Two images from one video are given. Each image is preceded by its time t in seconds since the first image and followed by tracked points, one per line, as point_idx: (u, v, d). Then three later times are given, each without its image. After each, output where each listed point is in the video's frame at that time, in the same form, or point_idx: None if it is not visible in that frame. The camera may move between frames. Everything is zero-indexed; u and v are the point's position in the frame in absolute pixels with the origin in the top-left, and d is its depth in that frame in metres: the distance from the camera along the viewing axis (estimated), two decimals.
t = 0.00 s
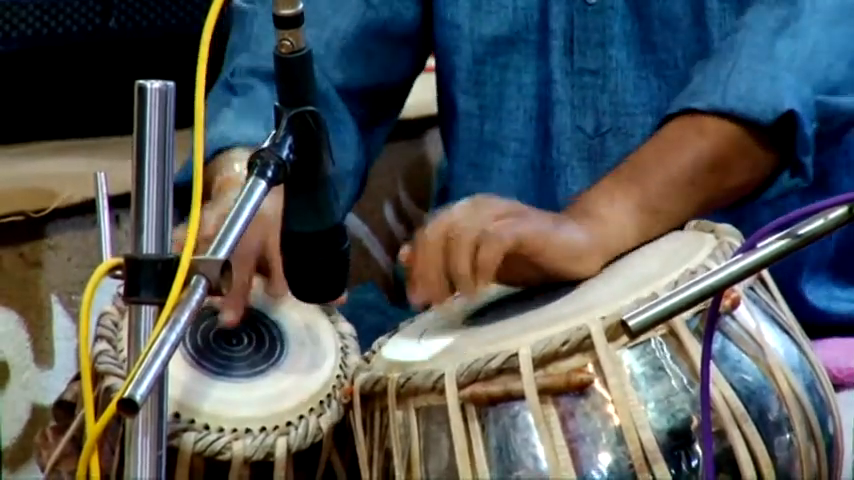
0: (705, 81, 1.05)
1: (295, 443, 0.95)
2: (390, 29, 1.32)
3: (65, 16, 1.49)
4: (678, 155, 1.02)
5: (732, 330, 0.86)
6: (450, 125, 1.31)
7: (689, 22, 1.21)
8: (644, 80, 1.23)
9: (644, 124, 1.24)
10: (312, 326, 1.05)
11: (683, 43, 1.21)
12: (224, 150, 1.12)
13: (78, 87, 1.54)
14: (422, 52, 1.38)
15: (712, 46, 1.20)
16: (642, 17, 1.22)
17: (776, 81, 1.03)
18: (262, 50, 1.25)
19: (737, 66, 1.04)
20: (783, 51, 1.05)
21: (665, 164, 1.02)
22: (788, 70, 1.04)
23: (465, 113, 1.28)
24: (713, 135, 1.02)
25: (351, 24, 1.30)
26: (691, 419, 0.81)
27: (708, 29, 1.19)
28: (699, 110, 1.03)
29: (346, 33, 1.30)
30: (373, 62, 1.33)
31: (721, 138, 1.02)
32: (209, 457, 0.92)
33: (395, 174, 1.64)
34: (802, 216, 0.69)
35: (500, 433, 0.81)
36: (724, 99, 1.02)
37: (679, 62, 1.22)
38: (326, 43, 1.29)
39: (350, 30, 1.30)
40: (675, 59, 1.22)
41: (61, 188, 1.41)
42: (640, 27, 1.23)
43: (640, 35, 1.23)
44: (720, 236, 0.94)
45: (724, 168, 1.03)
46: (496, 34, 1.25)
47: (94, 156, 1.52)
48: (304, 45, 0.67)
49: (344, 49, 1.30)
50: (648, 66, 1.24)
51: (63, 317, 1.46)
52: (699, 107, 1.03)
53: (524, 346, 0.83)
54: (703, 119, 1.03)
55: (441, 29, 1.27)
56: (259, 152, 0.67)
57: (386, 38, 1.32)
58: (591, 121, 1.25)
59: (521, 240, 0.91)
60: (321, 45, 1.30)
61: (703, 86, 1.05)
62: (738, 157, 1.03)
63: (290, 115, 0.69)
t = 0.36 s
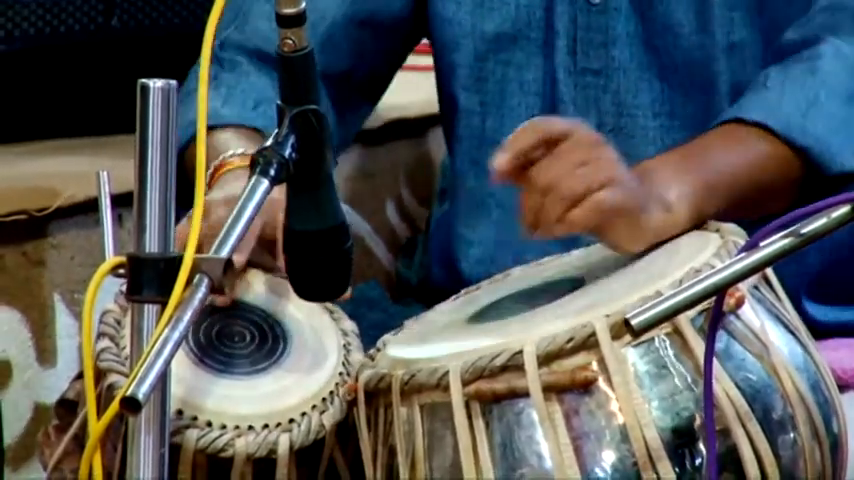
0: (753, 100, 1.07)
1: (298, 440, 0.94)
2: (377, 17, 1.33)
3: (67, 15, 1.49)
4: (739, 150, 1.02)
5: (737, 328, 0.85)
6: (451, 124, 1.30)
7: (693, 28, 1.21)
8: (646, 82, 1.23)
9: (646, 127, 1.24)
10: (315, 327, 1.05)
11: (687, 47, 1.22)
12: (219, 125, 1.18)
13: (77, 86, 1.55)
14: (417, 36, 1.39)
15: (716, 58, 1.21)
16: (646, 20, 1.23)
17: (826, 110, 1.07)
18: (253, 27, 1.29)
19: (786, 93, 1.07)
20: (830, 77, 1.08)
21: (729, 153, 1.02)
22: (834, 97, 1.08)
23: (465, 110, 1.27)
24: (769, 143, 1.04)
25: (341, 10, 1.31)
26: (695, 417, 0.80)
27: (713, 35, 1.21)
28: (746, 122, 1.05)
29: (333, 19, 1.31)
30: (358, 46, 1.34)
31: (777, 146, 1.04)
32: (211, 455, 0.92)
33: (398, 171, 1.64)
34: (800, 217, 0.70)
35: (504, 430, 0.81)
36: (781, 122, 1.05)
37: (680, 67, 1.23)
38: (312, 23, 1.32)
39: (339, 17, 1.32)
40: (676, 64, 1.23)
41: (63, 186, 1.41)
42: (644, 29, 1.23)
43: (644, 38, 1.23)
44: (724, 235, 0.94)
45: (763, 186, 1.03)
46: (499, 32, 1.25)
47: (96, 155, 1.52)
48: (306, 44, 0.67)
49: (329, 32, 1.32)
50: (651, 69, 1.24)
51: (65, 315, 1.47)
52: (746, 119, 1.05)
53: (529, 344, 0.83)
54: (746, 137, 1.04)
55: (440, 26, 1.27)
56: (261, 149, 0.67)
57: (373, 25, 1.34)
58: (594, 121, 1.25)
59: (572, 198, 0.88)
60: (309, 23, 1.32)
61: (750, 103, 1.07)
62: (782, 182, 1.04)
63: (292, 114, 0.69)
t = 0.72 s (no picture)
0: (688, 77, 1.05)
1: (301, 439, 0.95)
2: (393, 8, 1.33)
3: (70, 12, 1.51)
4: (675, 141, 1.02)
5: (739, 327, 0.85)
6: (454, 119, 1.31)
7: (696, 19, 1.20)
8: (651, 77, 1.22)
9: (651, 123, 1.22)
10: (318, 325, 1.05)
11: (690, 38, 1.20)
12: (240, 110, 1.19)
13: (79, 84, 1.56)
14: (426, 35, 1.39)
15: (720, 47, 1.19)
16: (650, 16, 1.21)
17: (753, 66, 1.03)
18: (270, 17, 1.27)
19: (715, 58, 1.05)
20: (759, 40, 1.05)
21: (654, 154, 1.02)
22: (763, 55, 1.04)
23: (470, 107, 1.28)
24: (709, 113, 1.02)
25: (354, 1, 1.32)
26: (698, 417, 0.80)
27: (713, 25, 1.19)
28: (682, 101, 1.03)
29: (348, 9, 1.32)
30: (373, 36, 1.34)
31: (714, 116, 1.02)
32: (215, 454, 0.92)
33: (400, 170, 1.65)
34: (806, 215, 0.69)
35: (506, 430, 0.81)
36: (706, 88, 1.03)
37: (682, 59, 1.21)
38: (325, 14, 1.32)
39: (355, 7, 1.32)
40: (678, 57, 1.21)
41: (64, 185, 1.42)
42: (648, 24, 1.22)
43: (648, 33, 1.22)
44: (726, 233, 0.94)
45: (715, 159, 1.03)
46: (504, 29, 1.26)
47: (99, 152, 1.52)
48: (311, 42, 0.67)
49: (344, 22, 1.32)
50: (654, 64, 1.22)
51: (69, 315, 1.46)
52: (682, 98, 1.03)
53: (531, 343, 0.83)
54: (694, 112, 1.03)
55: (447, 23, 1.28)
56: (266, 148, 0.67)
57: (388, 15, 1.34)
58: (598, 117, 1.24)
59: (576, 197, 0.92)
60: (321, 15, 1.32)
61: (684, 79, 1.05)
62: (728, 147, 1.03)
63: (296, 112, 0.69)
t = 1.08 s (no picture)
0: (722, 79, 1.07)
1: (303, 439, 0.95)
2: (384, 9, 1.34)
3: (70, 12, 1.51)
4: (703, 142, 1.04)
5: (740, 326, 0.85)
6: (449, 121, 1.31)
7: (702, 24, 1.21)
8: (652, 80, 1.23)
9: (651, 125, 1.23)
10: (318, 325, 1.05)
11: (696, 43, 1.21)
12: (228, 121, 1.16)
13: (79, 84, 1.56)
14: (418, 35, 1.40)
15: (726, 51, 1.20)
16: (653, 18, 1.22)
17: (792, 80, 1.04)
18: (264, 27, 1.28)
19: (753, 65, 1.06)
20: (803, 54, 1.06)
21: (680, 155, 1.04)
22: (805, 69, 1.05)
23: (466, 109, 1.28)
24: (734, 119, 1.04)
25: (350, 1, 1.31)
26: (698, 416, 0.80)
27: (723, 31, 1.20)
28: (714, 106, 1.05)
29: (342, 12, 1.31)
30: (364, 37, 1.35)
31: (742, 125, 1.04)
32: (216, 453, 0.92)
33: (401, 169, 1.64)
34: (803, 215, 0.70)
35: (507, 430, 0.81)
36: (740, 96, 1.04)
37: (688, 63, 1.22)
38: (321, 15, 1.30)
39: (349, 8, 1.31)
40: (684, 62, 1.22)
41: (65, 185, 1.42)
42: (651, 28, 1.23)
43: (650, 36, 1.23)
44: (727, 232, 0.94)
45: (736, 166, 1.05)
46: (501, 30, 1.26)
47: (99, 152, 1.52)
48: (311, 41, 0.67)
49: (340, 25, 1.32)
50: (656, 66, 1.23)
51: (70, 314, 1.47)
52: (713, 103, 1.05)
53: (532, 342, 0.83)
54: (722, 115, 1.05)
55: (441, 24, 1.27)
56: (266, 147, 0.67)
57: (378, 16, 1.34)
58: (598, 119, 1.24)
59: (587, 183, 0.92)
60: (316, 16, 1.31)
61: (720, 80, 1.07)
62: (755, 154, 1.05)
63: (296, 112, 0.69)
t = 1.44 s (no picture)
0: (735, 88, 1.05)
1: (302, 440, 0.94)
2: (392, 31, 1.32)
3: (71, 12, 1.51)
4: (715, 141, 1.04)
5: (739, 326, 0.86)
6: (473, 130, 1.30)
7: (708, 24, 1.21)
8: (663, 83, 1.24)
9: (663, 128, 1.24)
10: (319, 326, 1.05)
11: (701, 43, 1.22)
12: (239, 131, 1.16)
13: (80, 85, 1.56)
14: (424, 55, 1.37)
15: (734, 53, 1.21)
16: (663, 20, 1.22)
17: (801, 101, 1.03)
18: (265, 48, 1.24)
19: (764, 77, 1.05)
20: (809, 70, 1.06)
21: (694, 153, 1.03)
22: (811, 90, 1.05)
23: (487, 118, 1.27)
24: (745, 133, 1.04)
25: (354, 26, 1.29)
26: (697, 416, 0.81)
27: (729, 30, 1.21)
28: (722, 113, 1.04)
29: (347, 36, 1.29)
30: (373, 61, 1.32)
31: (753, 140, 1.04)
32: (216, 453, 0.92)
33: (401, 170, 1.66)
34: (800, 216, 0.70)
35: (507, 430, 0.81)
36: (753, 110, 1.03)
37: (696, 66, 1.22)
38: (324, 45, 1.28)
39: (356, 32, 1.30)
40: (693, 63, 1.22)
41: (65, 185, 1.42)
42: (660, 30, 1.23)
43: (658, 39, 1.23)
44: (727, 233, 0.94)
45: (745, 175, 1.04)
46: (518, 38, 1.25)
47: (99, 152, 1.53)
48: (311, 42, 0.67)
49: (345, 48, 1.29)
50: (667, 69, 1.24)
51: (70, 314, 1.47)
52: (722, 110, 1.04)
53: (531, 342, 0.83)
54: (730, 125, 1.04)
55: (458, 33, 1.28)
56: (266, 147, 0.67)
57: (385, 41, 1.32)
58: (612, 124, 1.24)
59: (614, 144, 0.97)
60: (320, 45, 1.29)
61: (725, 88, 1.06)
62: (756, 171, 1.05)
63: (296, 113, 0.69)
